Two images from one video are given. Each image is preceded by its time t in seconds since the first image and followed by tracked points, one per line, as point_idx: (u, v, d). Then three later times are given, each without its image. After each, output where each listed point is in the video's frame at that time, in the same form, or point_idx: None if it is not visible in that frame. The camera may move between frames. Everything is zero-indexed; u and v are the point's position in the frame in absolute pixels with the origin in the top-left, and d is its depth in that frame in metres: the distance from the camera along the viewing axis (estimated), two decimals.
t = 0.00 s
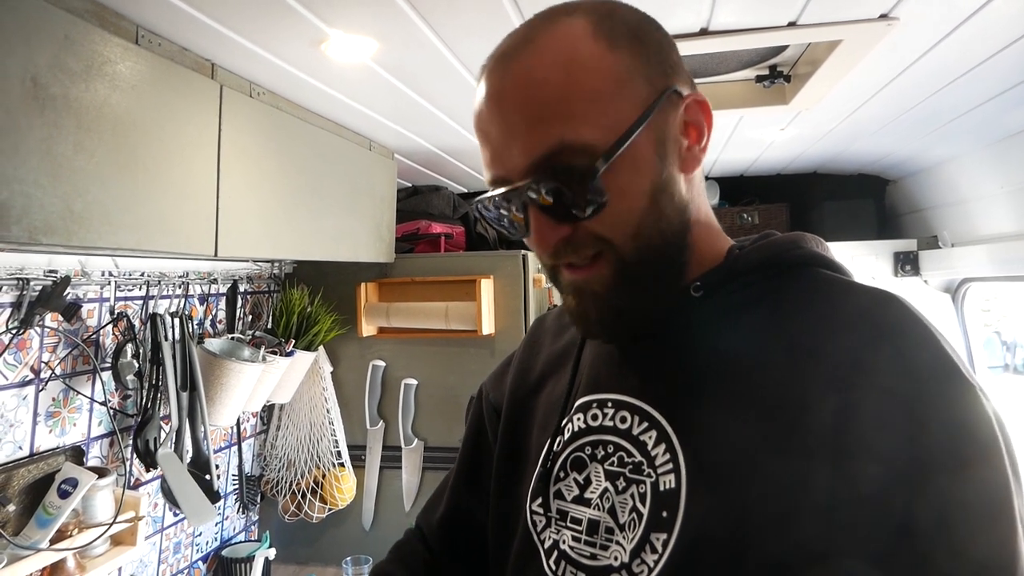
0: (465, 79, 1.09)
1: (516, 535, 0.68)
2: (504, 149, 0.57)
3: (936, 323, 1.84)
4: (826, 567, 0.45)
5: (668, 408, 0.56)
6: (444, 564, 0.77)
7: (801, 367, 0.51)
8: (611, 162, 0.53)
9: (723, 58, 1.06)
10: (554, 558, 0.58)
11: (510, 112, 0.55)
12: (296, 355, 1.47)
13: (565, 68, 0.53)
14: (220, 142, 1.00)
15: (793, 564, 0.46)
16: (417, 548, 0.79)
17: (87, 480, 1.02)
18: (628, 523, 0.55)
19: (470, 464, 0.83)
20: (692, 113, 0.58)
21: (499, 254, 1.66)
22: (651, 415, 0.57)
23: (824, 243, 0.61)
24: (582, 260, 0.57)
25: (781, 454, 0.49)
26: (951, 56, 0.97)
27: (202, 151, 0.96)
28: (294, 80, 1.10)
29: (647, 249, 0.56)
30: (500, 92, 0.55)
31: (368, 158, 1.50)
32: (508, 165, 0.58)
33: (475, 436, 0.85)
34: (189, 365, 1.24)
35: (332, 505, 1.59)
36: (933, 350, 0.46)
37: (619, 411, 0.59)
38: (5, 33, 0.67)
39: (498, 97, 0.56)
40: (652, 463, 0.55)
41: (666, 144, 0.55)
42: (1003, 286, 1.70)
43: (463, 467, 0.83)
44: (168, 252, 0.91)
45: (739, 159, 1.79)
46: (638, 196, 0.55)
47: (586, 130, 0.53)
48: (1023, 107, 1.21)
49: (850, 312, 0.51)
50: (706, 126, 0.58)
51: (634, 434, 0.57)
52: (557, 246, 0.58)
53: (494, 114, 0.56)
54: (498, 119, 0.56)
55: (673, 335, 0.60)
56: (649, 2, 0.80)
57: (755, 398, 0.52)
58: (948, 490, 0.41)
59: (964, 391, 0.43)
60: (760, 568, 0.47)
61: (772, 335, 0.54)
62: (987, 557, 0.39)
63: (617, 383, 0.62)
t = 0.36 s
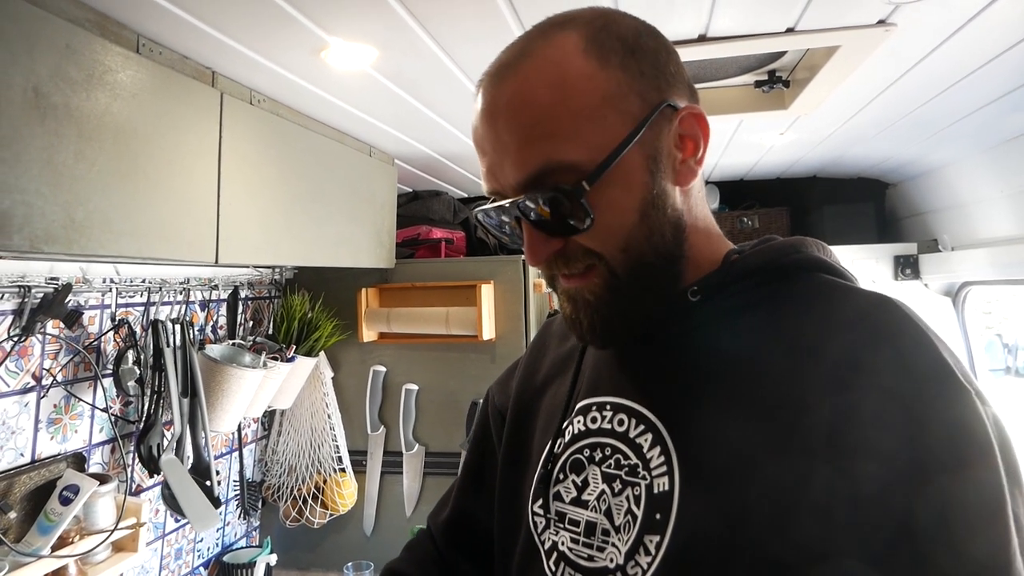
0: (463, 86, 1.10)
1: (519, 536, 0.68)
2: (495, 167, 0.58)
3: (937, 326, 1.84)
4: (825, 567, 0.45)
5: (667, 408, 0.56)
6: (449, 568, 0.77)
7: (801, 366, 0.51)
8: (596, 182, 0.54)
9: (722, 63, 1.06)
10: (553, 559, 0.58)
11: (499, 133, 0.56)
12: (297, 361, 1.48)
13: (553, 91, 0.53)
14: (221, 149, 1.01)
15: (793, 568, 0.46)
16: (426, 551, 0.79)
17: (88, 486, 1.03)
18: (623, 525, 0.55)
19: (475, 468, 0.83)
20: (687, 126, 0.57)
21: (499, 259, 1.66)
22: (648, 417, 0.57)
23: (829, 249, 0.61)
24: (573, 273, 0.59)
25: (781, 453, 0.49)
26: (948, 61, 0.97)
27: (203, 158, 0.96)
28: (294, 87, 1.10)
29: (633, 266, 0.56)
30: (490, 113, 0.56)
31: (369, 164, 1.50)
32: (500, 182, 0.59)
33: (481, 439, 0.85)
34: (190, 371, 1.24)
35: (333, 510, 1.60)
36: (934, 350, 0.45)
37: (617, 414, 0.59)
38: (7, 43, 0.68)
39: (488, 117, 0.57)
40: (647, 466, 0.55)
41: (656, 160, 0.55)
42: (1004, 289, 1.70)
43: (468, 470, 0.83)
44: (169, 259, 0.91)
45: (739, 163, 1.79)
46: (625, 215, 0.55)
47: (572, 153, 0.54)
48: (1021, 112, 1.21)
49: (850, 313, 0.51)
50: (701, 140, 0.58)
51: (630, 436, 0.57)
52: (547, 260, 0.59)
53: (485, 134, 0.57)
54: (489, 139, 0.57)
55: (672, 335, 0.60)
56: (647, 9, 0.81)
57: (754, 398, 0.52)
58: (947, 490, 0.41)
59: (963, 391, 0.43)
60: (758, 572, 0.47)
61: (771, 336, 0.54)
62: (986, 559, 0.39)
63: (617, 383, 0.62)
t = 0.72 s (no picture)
0: (464, 89, 1.10)
1: (524, 540, 0.68)
2: (529, 125, 0.59)
3: (940, 327, 1.83)
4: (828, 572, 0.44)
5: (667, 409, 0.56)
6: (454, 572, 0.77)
7: (804, 366, 0.50)
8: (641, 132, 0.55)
9: (724, 65, 1.06)
10: (556, 563, 0.58)
11: (540, 86, 0.57)
12: (298, 363, 1.48)
13: (594, 46, 0.56)
14: (222, 153, 1.01)
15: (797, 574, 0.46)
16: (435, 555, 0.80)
17: (91, 490, 1.03)
18: (625, 530, 0.54)
19: (480, 473, 0.83)
20: (697, 111, 0.62)
21: (501, 261, 1.66)
22: (649, 422, 0.56)
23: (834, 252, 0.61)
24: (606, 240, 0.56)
25: (781, 454, 0.48)
26: (950, 62, 0.97)
27: (204, 162, 0.96)
28: (295, 90, 1.10)
29: (676, 221, 0.55)
30: (528, 70, 0.58)
31: (370, 166, 1.50)
32: (532, 142, 0.59)
33: (486, 444, 0.85)
34: (192, 374, 1.24)
35: (336, 513, 1.59)
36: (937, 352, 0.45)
37: (619, 418, 0.59)
38: (8, 48, 0.68)
39: (523, 76, 0.58)
40: (649, 471, 0.54)
41: (684, 126, 0.58)
42: (1008, 289, 1.69)
43: (473, 475, 0.83)
44: (170, 262, 0.91)
45: (742, 164, 1.79)
46: (666, 169, 0.56)
47: (614, 102, 0.56)
48: None
49: (854, 315, 0.50)
50: (710, 124, 0.62)
51: (633, 441, 0.56)
52: (585, 219, 0.56)
53: (519, 92, 0.58)
54: (525, 95, 0.58)
55: (673, 336, 0.60)
56: (649, 12, 0.80)
57: (755, 399, 0.51)
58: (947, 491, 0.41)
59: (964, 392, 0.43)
60: None
61: (773, 337, 0.53)
62: (988, 563, 0.38)
63: (618, 385, 0.62)
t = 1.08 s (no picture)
0: (461, 92, 1.10)
1: (524, 544, 0.67)
2: (548, 122, 0.58)
3: (939, 328, 1.83)
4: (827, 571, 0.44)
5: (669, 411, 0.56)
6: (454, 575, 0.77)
7: (806, 368, 0.50)
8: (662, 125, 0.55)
9: (722, 68, 1.06)
10: (560, 569, 0.58)
11: (557, 82, 0.57)
12: (298, 367, 1.47)
13: (607, 44, 0.57)
14: (220, 157, 1.01)
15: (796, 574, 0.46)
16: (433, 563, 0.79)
17: (89, 494, 1.03)
18: (633, 536, 0.54)
19: (478, 477, 0.82)
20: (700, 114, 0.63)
21: (500, 264, 1.66)
22: (657, 427, 0.56)
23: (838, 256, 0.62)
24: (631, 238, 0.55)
25: (783, 456, 0.48)
26: (948, 63, 0.97)
27: (202, 166, 0.96)
28: (294, 95, 1.11)
29: (699, 215, 0.55)
30: (543, 68, 0.58)
31: (369, 170, 1.51)
32: (551, 140, 0.59)
33: (483, 448, 0.85)
34: (190, 379, 1.24)
35: (335, 516, 1.59)
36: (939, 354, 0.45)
37: (625, 423, 0.58)
38: (5, 55, 0.68)
39: (537, 76, 0.58)
40: (658, 476, 0.53)
41: (694, 125, 0.59)
42: (1007, 290, 1.69)
43: (471, 479, 0.83)
44: (168, 267, 0.91)
45: (740, 167, 1.79)
46: (686, 164, 0.56)
47: (632, 96, 0.56)
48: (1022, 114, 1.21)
49: (857, 319, 0.50)
50: (712, 125, 0.63)
51: (640, 446, 0.56)
52: (611, 216, 0.55)
53: (535, 90, 0.58)
54: (542, 92, 0.58)
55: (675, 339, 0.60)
56: (645, 15, 0.81)
57: (755, 401, 0.51)
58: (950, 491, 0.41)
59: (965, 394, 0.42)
60: None
61: (774, 339, 0.53)
62: (988, 561, 0.38)
63: (621, 388, 0.62)
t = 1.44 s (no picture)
0: (460, 93, 1.10)
1: (525, 547, 0.67)
2: (554, 117, 0.57)
3: (939, 329, 1.83)
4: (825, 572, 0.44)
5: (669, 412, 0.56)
6: None
7: (806, 368, 0.50)
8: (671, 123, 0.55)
9: (721, 69, 1.06)
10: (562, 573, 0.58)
11: (564, 77, 0.56)
12: (297, 368, 1.47)
13: (614, 41, 0.57)
14: (219, 158, 1.01)
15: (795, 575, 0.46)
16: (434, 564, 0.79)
17: (89, 495, 1.03)
18: (635, 540, 0.54)
19: (478, 478, 0.82)
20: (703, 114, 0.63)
21: (500, 265, 1.66)
22: (658, 430, 0.55)
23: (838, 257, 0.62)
24: (637, 235, 0.55)
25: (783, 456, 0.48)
26: (948, 64, 0.97)
27: (201, 167, 0.96)
28: (293, 96, 1.11)
29: (705, 214, 0.55)
30: (550, 63, 0.57)
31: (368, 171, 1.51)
32: (557, 136, 0.58)
33: (484, 449, 0.84)
34: (190, 381, 1.24)
35: (335, 517, 1.59)
36: (939, 354, 0.45)
37: (627, 426, 0.58)
38: (3, 57, 0.68)
39: (544, 71, 0.58)
40: (660, 481, 0.53)
41: (699, 125, 0.59)
42: (1007, 290, 1.69)
43: (472, 480, 0.83)
44: (167, 269, 0.91)
45: (740, 167, 1.79)
46: (692, 163, 0.56)
47: (640, 93, 0.56)
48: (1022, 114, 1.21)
49: (857, 319, 0.50)
50: (715, 125, 0.63)
51: (641, 450, 0.56)
52: (617, 213, 0.55)
53: (541, 86, 0.58)
54: (548, 88, 0.57)
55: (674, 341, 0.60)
56: (644, 16, 0.80)
57: (756, 401, 0.51)
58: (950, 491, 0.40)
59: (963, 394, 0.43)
60: None
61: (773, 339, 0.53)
62: (987, 561, 0.38)
63: (620, 390, 0.62)
